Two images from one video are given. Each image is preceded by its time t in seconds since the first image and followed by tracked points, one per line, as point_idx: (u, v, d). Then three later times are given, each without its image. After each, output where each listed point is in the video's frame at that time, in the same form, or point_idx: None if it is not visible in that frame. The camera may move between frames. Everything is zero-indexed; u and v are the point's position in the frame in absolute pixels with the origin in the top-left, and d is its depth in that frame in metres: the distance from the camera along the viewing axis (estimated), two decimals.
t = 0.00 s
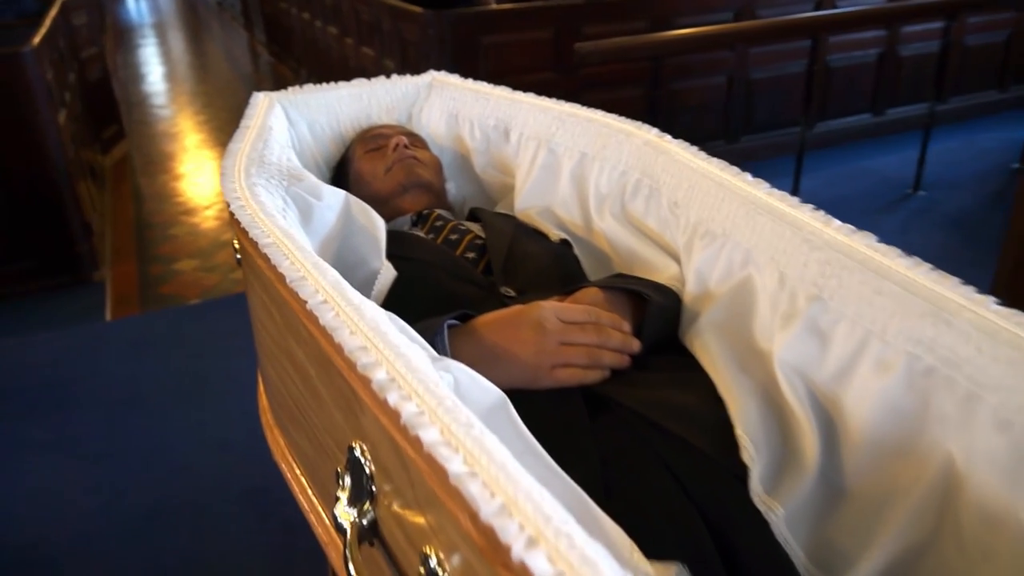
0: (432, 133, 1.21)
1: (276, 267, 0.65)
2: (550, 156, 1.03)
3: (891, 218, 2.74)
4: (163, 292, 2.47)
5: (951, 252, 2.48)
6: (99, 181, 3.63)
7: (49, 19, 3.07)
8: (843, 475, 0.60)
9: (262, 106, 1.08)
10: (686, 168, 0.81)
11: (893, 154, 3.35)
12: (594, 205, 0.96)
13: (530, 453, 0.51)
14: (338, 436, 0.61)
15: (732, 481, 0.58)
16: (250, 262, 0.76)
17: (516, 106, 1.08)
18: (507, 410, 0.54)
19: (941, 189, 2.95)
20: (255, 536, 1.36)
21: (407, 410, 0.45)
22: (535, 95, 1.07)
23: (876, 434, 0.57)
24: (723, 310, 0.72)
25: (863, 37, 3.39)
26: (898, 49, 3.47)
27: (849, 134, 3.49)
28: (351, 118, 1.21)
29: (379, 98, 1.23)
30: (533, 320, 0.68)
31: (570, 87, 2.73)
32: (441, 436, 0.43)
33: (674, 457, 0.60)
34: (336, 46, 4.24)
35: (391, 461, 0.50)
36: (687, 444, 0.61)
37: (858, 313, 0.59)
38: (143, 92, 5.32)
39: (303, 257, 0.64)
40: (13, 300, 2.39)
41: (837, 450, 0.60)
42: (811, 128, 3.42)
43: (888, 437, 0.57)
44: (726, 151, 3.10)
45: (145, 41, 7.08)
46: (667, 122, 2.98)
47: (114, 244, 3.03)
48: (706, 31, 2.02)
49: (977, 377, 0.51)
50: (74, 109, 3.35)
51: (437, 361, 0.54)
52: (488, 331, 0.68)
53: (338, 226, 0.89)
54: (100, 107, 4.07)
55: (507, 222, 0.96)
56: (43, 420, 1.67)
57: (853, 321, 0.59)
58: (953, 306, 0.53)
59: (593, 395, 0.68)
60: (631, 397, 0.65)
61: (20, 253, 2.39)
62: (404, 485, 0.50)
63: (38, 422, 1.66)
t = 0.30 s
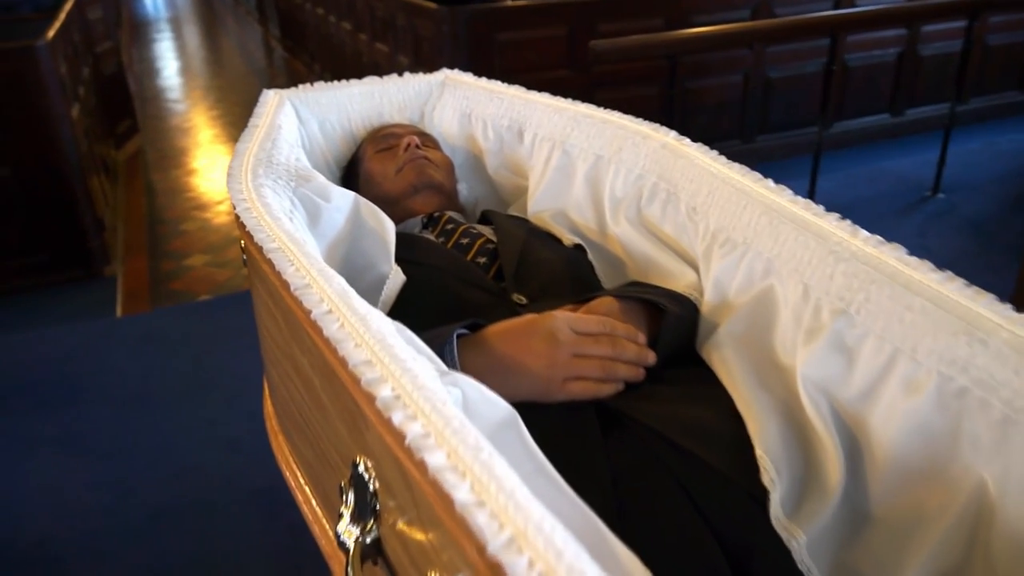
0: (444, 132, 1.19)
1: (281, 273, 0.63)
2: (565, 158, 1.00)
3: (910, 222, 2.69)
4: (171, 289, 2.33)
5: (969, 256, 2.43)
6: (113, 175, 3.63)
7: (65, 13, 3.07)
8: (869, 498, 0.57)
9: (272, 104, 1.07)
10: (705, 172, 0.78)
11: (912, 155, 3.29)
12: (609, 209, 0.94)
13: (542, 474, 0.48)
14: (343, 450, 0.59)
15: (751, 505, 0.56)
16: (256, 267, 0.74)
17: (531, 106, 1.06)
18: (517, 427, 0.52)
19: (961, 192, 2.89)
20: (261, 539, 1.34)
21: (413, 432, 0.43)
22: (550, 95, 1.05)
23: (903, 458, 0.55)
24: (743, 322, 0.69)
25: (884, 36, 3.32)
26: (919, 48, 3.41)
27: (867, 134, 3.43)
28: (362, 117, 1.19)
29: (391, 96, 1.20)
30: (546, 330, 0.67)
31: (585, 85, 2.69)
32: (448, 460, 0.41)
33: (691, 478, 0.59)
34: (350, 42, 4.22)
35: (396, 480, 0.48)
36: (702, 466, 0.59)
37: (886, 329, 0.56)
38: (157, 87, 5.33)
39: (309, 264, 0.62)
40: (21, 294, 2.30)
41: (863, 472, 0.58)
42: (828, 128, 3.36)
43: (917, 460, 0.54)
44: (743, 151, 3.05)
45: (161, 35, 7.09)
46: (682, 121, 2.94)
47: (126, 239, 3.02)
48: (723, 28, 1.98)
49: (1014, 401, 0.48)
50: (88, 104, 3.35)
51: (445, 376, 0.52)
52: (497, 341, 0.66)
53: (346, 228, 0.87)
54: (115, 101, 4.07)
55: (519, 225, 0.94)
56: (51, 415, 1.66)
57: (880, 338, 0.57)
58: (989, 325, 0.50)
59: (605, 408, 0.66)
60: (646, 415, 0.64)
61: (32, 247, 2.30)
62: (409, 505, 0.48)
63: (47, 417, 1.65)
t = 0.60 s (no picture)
0: (448, 135, 1.17)
1: (273, 283, 0.61)
2: (570, 163, 0.98)
3: (922, 227, 2.65)
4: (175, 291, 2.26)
5: (982, 261, 2.39)
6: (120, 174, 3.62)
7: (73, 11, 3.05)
8: (882, 525, 0.55)
9: (273, 106, 1.05)
10: (712, 180, 0.76)
11: (923, 159, 3.25)
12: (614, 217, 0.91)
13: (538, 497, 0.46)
14: (336, 469, 0.57)
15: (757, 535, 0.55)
16: (251, 275, 0.72)
17: (536, 110, 1.04)
18: (515, 448, 0.50)
19: (973, 198, 2.85)
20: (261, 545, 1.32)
21: (405, 457, 0.41)
22: (556, 98, 1.03)
23: (916, 483, 0.53)
24: (751, 336, 0.67)
25: (895, 38, 3.28)
26: (930, 51, 3.36)
27: (878, 138, 3.39)
28: (365, 119, 1.17)
29: (394, 99, 1.18)
30: (547, 345, 0.65)
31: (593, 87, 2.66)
32: (439, 489, 0.39)
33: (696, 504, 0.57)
34: (357, 41, 4.21)
35: (386, 504, 0.46)
36: (706, 488, 0.58)
37: (900, 349, 0.54)
38: (166, 85, 5.32)
39: (302, 274, 0.60)
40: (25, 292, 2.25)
41: (876, 499, 0.55)
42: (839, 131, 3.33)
43: (932, 486, 0.52)
44: (752, 154, 3.02)
45: (172, 33, 7.10)
46: (691, 124, 2.90)
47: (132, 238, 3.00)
48: (734, 29, 1.95)
49: None
50: (96, 102, 3.34)
51: (441, 394, 0.50)
52: (498, 356, 0.64)
53: (345, 234, 0.85)
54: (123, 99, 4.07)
55: (522, 233, 0.91)
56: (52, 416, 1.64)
57: (895, 356, 0.54)
58: (1010, 347, 0.48)
59: (607, 426, 0.64)
60: (651, 434, 0.62)
61: (38, 245, 2.24)
62: (400, 529, 0.46)
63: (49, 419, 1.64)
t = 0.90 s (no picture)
0: (451, 138, 1.15)
1: (267, 293, 0.59)
2: (574, 168, 0.97)
3: (931, 231, 2.62)
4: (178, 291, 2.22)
5: (991, 266, 2.36)
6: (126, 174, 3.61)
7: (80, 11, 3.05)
8: (892, 547, 0.53)
9: (274, 108, 1.04)
10: (718, 187, 0.74)
11: (932, 162, 3.22)
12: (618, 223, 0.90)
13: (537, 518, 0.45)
14: (330, 485, 0.56)
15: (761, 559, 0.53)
16: (246, 283, 0.71)
17: (540, 113, 1.02)
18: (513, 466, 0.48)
19: (983, 201, 2.82)
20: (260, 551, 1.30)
21: (397, 480, 0.39)
22: (560, 102, 1.01)
23: (928, 504, 0.51)
24: (757, 348, 0.66)
25: (905, 40, 3.25)
26: (940, 53, 3.33)
27: (886, 140, 3.36)
28: (367, 121, 1.15)
29: (397, 101, 1.17)
30: (548, 357, 0.63)
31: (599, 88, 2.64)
32: (431, 514, 0.37)
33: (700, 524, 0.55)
34: (364, 42, 4.20)
35: (379, 526, 0.45)
36: (708, 506, 0.56)
37: (911, 365, 0.52)
38: (173, 85, 5.32)
39: (297, 284, 0.59)
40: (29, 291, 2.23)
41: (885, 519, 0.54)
42: (847, 133, 3.29)
43: (944, 508, 0.50)
44: (760, 156, 3.00)
45: (180, 33, 7.10)
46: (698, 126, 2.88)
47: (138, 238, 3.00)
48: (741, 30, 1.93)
49: None
50: (102, 102, 3.33)
51: (437, 410, 0.48)
52: (497, 369, 0.62)
53: (344, 240, 0.83)
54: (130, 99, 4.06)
55: (525, 240, 0.90)
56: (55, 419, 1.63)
57: (906, 372, 0.53)
58: None
59: (609, 440, 0.63)
60: (653, 450, 0.60)
61: (42, 244, 2.23)
62: (393, 552, 0.44)
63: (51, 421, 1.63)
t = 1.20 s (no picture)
0: (457, 144, 1.14)
1: (269, 305, 0.58)
2: (582, 175, 0.95)
3: (942, 236, 2.58)
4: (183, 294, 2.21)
5: (1003, 272, 2.33)
6: (133, 177, 3.61)
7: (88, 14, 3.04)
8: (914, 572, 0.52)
9: (279, 114, 1.02)
10: (729, 196, 0.72)
11: (942, 166, 3.19)
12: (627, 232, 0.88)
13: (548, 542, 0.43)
14: (333, 505, 0.54)
15: None
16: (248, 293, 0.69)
17: (547, 120, 1.01)
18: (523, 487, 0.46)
19: (995, 206, 2.79)
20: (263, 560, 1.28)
21: (402, 507, 0.37)
22: (568, 108, 0.99)
23: (952, 529, 0.49)
24: (772, 363, 0.64)
25: (914, 43, 3.22)
26: (950, 56, 3.30)
27: (895, 144, 3.33)
28: (372, 127, 1.14)
29: (402, 107, 1.15)
30: (558, 372, 0.62)
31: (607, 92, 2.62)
32: (438, 543, 0.35)
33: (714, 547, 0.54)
34: (371, 45, 4.19)
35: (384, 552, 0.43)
36: (724, 528, 0.55)
37: (934, 384, 0.50)
38: (180, 88, 5.32)
39: (300, 296, 0.57)
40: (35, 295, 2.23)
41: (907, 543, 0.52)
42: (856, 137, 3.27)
43: (969, 533, 0.48)
44: (768, 160, 2.97)
45: (187, 36, 7.11)
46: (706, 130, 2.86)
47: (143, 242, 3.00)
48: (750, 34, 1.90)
49: None
50: (108, 105, 3.33)
51: (444, 430, 0.47)
52: (506, 384, 0.61)
53: (349, 249, 0.82)
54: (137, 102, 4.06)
55: (533, 250, 0.89)
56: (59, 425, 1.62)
57: (928, 391, 0.51)
58: None
59: (620, 458, 0.61)
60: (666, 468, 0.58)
61: (48, 248, 2.22)
62: None
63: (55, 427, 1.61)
